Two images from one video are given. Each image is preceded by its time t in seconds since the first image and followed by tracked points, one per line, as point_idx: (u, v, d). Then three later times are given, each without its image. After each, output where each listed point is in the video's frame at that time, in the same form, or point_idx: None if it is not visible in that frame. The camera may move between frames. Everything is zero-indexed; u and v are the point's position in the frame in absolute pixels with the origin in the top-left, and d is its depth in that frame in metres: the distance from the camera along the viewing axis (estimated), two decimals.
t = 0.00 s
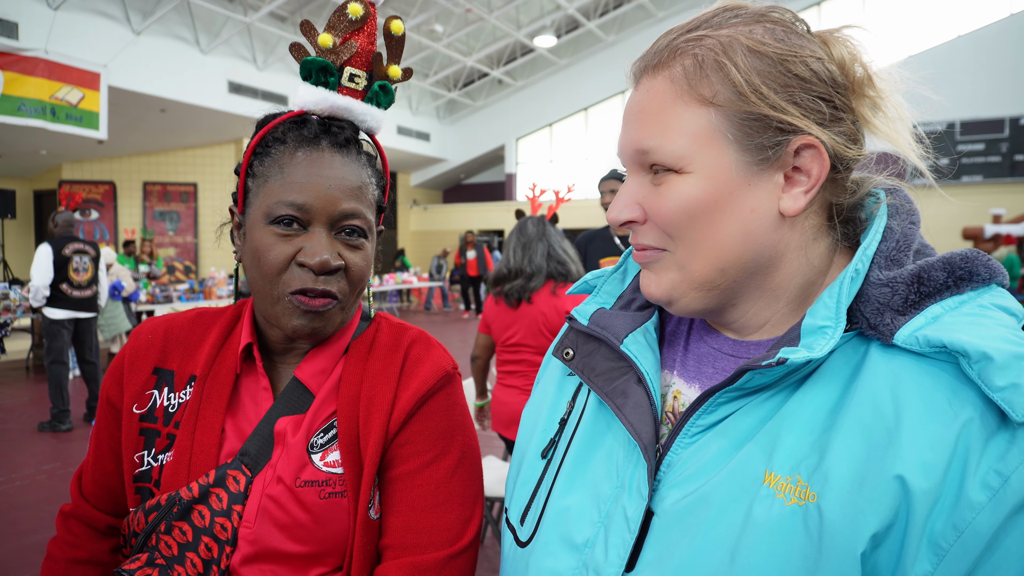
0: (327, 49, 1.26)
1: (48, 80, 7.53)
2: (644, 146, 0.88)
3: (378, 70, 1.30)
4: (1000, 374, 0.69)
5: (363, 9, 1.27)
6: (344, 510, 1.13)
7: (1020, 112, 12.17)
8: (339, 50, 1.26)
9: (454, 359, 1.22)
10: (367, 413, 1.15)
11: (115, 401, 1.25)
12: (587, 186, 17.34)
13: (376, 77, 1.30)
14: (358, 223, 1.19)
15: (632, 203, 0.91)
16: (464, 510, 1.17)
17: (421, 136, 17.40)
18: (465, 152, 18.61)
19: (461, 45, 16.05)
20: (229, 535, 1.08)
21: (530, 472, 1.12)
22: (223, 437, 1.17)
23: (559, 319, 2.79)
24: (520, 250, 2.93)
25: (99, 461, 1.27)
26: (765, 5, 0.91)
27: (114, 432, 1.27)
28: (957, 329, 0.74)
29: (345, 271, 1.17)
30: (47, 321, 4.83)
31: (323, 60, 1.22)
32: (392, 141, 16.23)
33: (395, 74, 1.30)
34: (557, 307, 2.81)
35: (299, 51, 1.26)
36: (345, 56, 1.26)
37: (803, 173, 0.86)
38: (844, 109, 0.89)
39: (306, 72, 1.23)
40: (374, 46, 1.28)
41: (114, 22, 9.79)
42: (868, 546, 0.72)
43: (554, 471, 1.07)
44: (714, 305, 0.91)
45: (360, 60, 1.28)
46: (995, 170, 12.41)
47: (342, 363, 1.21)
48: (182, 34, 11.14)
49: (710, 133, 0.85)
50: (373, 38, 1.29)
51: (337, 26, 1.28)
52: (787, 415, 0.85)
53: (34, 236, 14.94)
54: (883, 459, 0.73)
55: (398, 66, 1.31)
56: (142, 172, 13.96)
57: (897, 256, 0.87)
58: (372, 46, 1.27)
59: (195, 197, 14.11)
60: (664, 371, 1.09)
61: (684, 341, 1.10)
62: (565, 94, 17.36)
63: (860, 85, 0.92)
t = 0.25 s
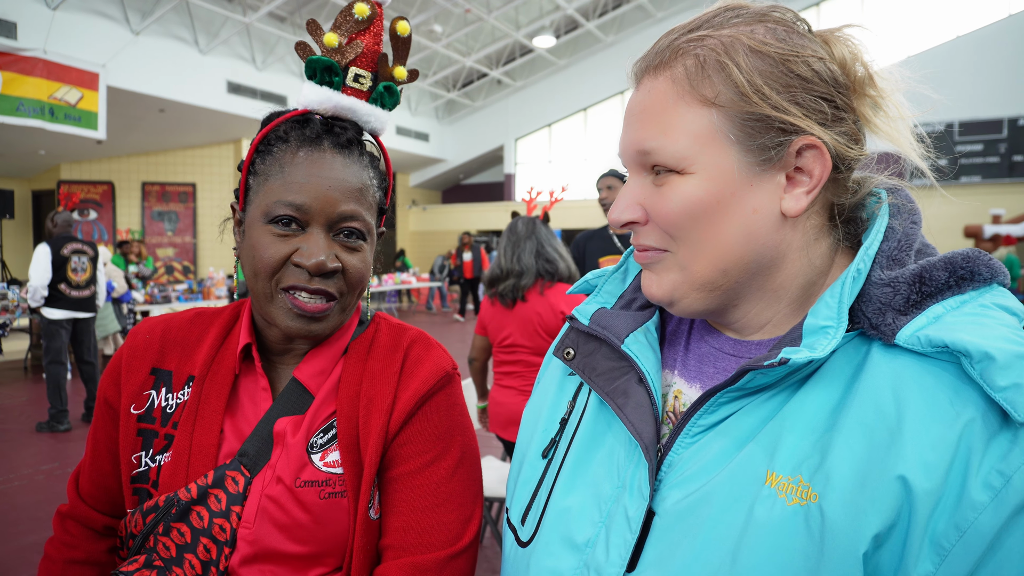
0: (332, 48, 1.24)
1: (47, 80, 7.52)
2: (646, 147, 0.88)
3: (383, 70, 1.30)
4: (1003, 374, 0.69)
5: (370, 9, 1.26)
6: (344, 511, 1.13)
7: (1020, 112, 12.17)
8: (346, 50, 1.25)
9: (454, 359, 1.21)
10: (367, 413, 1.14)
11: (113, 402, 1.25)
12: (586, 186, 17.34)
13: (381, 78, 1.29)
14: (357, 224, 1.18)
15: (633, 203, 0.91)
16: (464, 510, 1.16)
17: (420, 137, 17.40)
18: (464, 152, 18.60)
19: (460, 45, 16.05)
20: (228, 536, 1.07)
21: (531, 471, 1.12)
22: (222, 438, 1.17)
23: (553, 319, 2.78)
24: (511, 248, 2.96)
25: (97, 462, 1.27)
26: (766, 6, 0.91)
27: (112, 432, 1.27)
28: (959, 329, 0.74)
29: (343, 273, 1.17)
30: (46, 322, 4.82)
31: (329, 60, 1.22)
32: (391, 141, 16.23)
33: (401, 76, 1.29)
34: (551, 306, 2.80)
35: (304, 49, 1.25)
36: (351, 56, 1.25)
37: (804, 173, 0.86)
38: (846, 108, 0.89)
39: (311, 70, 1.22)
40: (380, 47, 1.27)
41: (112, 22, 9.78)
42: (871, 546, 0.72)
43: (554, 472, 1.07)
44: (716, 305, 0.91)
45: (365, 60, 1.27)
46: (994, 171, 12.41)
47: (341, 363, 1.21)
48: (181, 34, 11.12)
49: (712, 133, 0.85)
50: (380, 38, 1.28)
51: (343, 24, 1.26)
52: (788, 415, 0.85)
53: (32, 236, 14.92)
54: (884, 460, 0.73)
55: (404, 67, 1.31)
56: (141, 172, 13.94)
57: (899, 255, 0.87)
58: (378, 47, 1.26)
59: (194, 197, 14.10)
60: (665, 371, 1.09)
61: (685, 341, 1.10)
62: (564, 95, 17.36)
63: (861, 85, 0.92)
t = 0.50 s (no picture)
0: (340, 49, 1.25)
1: (48, 80, 7.52)
2: (647, 150, 0.88)
3: (389, 71, 1.30)
4: (1004, 376, 0.68)
5: (379, 10, 1.26)
6: (345, 511, 1.13)
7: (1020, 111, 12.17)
8: (352, 50, 1.25)
9: (455, 359, 1.22)
10: (368, 413, 1.14)
11: (114, 401, 1.25)
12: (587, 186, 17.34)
13: (387, 79, 1.29)
14: (358, 224, 1.18)
15: (635, 206, 0.91)
16: (465, 510, 1.16)
17: (421, 136, 17.41)
18: (464, 152, 18.59)
19: (461, 45, 16.04)
20: (229, 536, 1.08)
21: (533, 473, 1.12)
22: (223, 437, 1.17)
23: (549, 318, 2.77)
24: (512, 248, 2.96)
25: (99, 461, 1.27)
26: (763, 6, 0.91)
27: (113, 432, 1.27)
28: (960, 330, 0.75)
29: (343, 271, 1.17)
30: (47, 321, 4.83)
31: (335, 60, 1.22)
32: (392, 141, 16.23)
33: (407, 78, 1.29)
34: (546, 305, 2.78)
35: (311, 50, 1.26)
36: (357, 56, 1.25)
37: (806, 173, 0.86)
38: (846, 109, 0.89)
39: (317, 71, 1.22)
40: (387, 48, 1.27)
41: (113, 22, 9.78)
42: (873, 547, 0.72)
43: (557, 474, 1.07)
44: (719, 307, 0.91)
45: (371, 60, 1.27)
46: (995, 170, 12.41)
47: (343, 363, 1.21)
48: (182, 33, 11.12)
49: (713, 137, 0.85)
50: (387, 39, 1.28)
51: (350, 26, 1.27)
52: (789, 417, 0.85)
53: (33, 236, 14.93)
54: (886, 461, 0.73)
55: (410, 68, 1.31)
56: (141, 172, 13.95)
57: (900, 256, 0.87)
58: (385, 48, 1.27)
59: (194, 197, 14.09)
60: (667, 372, 1.09)
61: (687, 341, 1.10)
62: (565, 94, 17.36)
63: (860, 85, 0.91)
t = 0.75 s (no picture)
0: (337, 51, 1.26)
1: (47, 80, 7.52)
2: (717, 91, 0.86)
3: (387, 73, 1.30)
4: (981, 365, 0.69)
5: (375, 12, 1.26)
6: (345, 511, 1.13)
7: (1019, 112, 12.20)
8: (349, 51, 1.26)
9: (454, 359, 1.21)
10: (367, 414, 1.14)
11: (114, 401, 1.25)
12: (586, 186, 17.36)
13: (384, 80, 1.29)
14: (359, 223, 1.18)
15: (680, 149, 0.88)
16: (466, 510, 1.17)
17: (420, 136, 17.42)
18: (464, 152, 18.59)
19: (460, 45, 16.05)
20: (230, 536, 1.08)
21: (526, 475, 1.13)
22: (224, 437, 1.17)
23: (542, 316, 2.76)
24: (508, 247, 2.97)
25: (99, 462, 1.27)
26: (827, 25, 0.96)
27: (114, 433, 1.27)
28: (939, 321, 0.75)
29: (344, 270, 1.17)
30: (45, 321, 4.83)
31: (333, 61, 1.22)
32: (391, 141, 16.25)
33: (405, 78, 1.30)
34: (540, 303, 2.78)
35: (308, 51, 1.26)
36: (355, 57, 1.25)
37: (843, 173, 0.88)
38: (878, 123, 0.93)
39: (316, 72, 1.22)
40: (384, 50, 1.28)
41: (113, 21, 9.78)
42: (856, 535, 0.72)
43: (550, 474, 1.07)
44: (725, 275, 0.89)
45: (369, 60, 1.27)
46: (994, 170, 12.45)
47: (342, 363, 1.21)
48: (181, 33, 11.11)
49: (789, 100, 0.85)
50: (384, 41, 1.28)
51: (348, 27, 1.27)
52: (776, 410, 0.85)
53: (32, 236, 14.93)
54: (868, 450, 0.74)
55: (407, 69, 1.31)
56: (141, 172, 13.95)
57: (880, 252, 0.88)
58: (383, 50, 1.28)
59: (193, 197, 14.08)
60: (656, 372, 1.09)
61: (676, 341, 1.10)
62: (564, 94, 17.37)
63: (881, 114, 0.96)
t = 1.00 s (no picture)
0: (332, 51, 1.25)
1: (45, 79, 7.51)
2: (727, 140, 0.82)
3: (383, 73, 1.29)
4: (958, 351, 0.69)
5: (369, 12, 1.26)
6: (343, 511, 1.12)
7: (1017, 112, 12.23)
8: (345, 52, 1.25)
9: (454, 360, 1.21)
10: (366, 413, 1.14)
11: (114, 401, 1.25)
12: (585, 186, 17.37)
13: (380, 80, 1.29)
14: (355, 221, 1.18)
15: (688, 202, 0.86)
16: (463, 509, 1.16)
17: (419, 136, 17.42)
18: (462, 151, 18.58)
19: (459, 45, 16.05)
20: (229, 535, 1.07)
21: (520, 477, 1.12)
22: (224, 437, 1.17)
23: (533, 314, 2.75)
24: (503, 248, 2.98)
25: (98, 461, 1.26)
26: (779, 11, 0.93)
27: (113, 432, 1.26)
28: (919, 312, 0.75)
29: (340, 267, 1.17)
30: (39, 321, 4.81)
31: (329, 61, 1.22)
32: (390, 140, 16.24)
33: (401, 77, 1.29)
34: (531, 301, 2.77)
35: (304, 52, 1.25)
36: (350, 57, 1.25)
37: (831, 180, 0.88)
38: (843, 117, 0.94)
39: (312, 72, 1.22)
40: (379, 49, 1.27)
41: (111, 21, 9.77)
42: (838, 518, 0.72)
43: (543, 477, 1.07)
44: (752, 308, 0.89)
45: (364, 61, 1.27)
46: (992, 170, 12.47)
47: (342, 362, 1.21)
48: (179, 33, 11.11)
49: (794, 134, 0.83)
50: (379, 41, 1.28)
51: (343, 28, 1.27)
52: (762, 402, 0.85)
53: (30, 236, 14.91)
54: (848, 436, 0.74)
55: (403, 69, 1.30)
56: (139, 172, 13.94)
57: (861, 247, 0.87)
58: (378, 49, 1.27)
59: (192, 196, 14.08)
60: (647, 373, 1.09)
61: (667, 342, 1.09)
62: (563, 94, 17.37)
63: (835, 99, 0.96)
